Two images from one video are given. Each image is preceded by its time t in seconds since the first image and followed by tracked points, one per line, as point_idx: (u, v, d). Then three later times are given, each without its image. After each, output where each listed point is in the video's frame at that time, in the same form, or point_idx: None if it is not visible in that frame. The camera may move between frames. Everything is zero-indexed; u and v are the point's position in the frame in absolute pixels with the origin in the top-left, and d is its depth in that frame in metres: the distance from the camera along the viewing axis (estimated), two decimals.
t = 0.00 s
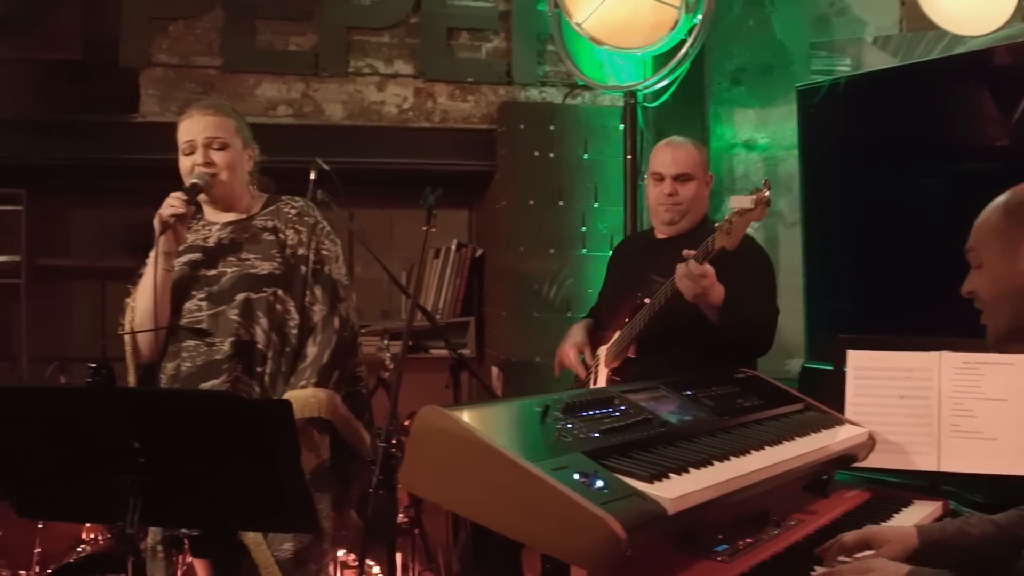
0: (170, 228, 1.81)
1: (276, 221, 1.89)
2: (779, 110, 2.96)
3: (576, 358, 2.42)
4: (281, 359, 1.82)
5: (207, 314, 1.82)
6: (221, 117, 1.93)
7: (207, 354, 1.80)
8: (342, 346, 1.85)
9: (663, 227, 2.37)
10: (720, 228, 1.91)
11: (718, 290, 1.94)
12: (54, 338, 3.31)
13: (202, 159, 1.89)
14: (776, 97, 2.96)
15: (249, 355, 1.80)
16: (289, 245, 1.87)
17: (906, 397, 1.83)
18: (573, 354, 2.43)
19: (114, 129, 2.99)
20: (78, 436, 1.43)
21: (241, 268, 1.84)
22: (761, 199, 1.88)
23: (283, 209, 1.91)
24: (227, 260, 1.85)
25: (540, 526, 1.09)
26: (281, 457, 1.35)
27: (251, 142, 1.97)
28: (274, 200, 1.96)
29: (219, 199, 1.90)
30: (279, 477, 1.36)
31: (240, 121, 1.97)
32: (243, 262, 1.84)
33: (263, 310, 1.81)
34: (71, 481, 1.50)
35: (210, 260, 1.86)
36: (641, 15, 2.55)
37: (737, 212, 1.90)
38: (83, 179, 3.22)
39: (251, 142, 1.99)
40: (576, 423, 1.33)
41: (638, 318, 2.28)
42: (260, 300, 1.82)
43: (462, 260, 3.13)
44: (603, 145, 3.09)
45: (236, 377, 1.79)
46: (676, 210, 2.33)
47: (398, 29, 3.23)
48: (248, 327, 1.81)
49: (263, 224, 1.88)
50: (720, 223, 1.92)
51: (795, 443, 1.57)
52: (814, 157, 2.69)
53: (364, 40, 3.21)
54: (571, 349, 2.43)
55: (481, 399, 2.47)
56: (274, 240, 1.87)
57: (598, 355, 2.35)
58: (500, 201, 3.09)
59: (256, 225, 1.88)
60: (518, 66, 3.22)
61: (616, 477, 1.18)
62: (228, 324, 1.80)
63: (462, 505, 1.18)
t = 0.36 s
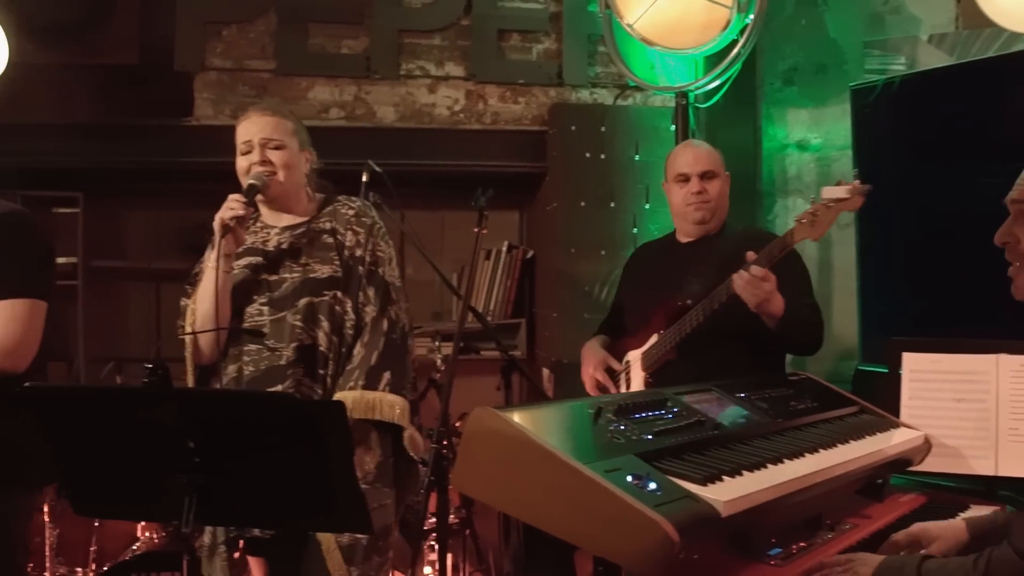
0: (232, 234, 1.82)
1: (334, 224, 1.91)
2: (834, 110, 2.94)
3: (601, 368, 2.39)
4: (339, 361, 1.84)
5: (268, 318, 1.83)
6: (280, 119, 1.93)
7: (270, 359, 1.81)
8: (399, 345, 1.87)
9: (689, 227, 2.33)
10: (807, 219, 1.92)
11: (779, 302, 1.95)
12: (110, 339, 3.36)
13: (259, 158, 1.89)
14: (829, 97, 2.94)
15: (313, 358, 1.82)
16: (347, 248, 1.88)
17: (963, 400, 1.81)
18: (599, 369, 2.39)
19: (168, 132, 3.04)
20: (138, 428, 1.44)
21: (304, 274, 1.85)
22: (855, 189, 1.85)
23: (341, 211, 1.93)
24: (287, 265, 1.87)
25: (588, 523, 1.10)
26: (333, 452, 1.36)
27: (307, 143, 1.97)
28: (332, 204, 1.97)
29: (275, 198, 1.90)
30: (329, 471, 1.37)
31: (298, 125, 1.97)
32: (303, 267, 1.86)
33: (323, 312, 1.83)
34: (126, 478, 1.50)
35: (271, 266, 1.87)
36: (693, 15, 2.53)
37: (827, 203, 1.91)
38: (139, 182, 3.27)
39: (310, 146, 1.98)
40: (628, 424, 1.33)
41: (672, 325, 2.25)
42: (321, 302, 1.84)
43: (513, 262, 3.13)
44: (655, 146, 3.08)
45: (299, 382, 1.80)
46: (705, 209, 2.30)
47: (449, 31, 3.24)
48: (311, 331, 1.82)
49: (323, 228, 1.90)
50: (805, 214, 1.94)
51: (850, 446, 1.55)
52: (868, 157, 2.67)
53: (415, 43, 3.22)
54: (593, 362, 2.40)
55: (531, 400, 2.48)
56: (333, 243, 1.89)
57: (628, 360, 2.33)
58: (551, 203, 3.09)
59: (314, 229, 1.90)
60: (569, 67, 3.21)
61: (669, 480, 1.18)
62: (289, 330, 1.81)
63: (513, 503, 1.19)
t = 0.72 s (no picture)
0: (280, 229, 1.85)
1: (396, 225, 1.88)
2: (882, 110, 2.87)
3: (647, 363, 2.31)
4: (390, 360, 1.81)
5: (315, 307, 1.84)
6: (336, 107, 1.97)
7: (318, 348, 1.80)
8: (466, 361, 1.84)
9: (734, 226, 2.34)
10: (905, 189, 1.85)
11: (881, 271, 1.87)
12: (161, 339, 3.40)
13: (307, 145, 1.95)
14: (879, 97, 2.88)
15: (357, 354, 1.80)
16: (406, 253, 1.86)
17: (1014, 403, 1.78)
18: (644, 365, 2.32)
19: (215, 135, 3.08)
20: (187, 427, 1.45)
21: (354, 268, 1.84)
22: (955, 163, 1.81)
23: (403, 215, 1.90)
24: (339, 257, 1.86)
25: (634, 524, 1.10)
26: (380, 448, 1.36)
27: (375, 137, 1.98)
28: (393, 203, 1.94)
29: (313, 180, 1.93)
30: (376, 466, 1.37)
31: (361, 114, 1.98)
32: (353, 261, 1.84)
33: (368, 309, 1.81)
34: (178, 479, 1.52)
35: (322, 256, 1.89)
36: (740, 15, 2.52)
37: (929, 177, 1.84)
38: (188, 184, 3.30)
39: (370, 133, 1.97)
40: (677, 426, 1.32)
41: (724, 325, 2.21)
42: (373, 300, 1.82)
43: (560, 263, 3.13)
44: (702, 147, 3.07)
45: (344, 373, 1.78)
46: (751, 206, 2.31)
47: (495, 33, 3.24)
48: (355, 327, 1.80)
49: (379, 228, 1.87)
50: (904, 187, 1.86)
51: (899, 450, 1.54)
52: (917, 157, 2.63)
53: (461, 45, 3.23)
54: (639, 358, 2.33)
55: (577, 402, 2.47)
56: (389, 245, 1.86)
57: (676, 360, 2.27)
58: (598, 204, 3.09)
59: (371, 226, 1.88)
60: (616, 68, 3.20)
61: (718, 483, 1.17)
62: (335, 322, 1.80)
63: (559, 504, 1.19)
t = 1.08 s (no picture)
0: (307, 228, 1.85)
1: (425, 223, 1.74)
2: (925, 111, 2.83)
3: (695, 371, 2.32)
4: (415, 367, 1.66)
5: (345, 309, 1.76)
6: (377, 107, 1.83)
7: (345, 351, 1.72)
8: (485, 369, 1.67)
9: (779, 233, 2.33)
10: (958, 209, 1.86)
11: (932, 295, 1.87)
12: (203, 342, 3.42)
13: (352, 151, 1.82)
14: (921, 98, 2.84)
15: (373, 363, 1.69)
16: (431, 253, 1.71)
17: None
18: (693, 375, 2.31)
19: (256, 139, 3.10)
20: (230, 429, 1.46)
21: (378, 269, 1.73)
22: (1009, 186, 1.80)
23: (434, 212, 1.75)
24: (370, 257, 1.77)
25: (674, 528, 1.09)
26: (422, 450, 1.36)
27: (419, 133, 1.85)
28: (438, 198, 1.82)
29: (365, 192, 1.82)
30: (417, 466, 1.37)
31: (403, 110, 1.84)
32: (380, 262, 1.74)
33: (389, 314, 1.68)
34: (221, 480, 1.53)
35: (357, 257, 1.81)
36: (779, 17, 2.51)
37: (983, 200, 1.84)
38: (229, 187, 3.33)
39: (414, 131, 1.84)
40: (717, 430, 1.31)
41: (774, 333, 2.22)
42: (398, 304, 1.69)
43: (599, 267, 3.13)
44: (742, 149, 3.06)
45: (363, 377, 1.68)
46: (795, 214, 2.29)
47: (534, 36, 3.24)
48: (377, 331, 1.69)
49: (411, 225, 1.75)
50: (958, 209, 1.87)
51: (943, 454, 1.53)
52: (959, 158, 2.61)
53: (500, 48, 3.23)
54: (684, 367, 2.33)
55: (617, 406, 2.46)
56: (416, 244, 1.72)
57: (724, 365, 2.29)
58: (638, 206, 3.08)
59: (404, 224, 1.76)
60: (655, 71, 3.19)
61: (759, 486, 1.17)
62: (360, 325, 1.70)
63: (599, 509, 1.18)
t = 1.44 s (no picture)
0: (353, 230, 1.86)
1: (453, 226, 1.72)
2: (964, 112, 2.79)
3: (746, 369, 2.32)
4: (451, 376, 1.65)
5: (381, 312, 1.76)
6: (426, 104, 1.80)
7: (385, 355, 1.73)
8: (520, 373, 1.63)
9: (845, 231, 2.27)
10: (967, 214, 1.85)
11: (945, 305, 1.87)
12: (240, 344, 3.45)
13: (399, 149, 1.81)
14: (961, 98, 2.80)
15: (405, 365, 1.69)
16: (460, 257, 1.68)
17: None
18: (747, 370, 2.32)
19: (294, 142, 3.13)
20: (269, 430, 1.47)
21: (407, 274, 1.73)
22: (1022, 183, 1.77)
23: (463, 214, 1.72)
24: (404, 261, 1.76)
25: (712, 531, 1.09)
26: (462, 452, 1.36)
27: (464, 131, 1.80)
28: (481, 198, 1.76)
29: (408, 194, 1.81)
30: (457, 468, 1.38)
31: (454, 108, 1.79)
32: (409, 266, 1.73)
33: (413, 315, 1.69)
34: (259, 480, 1.54)
35: (396, 259, 1.80)
36: (816, 18, 2.49)
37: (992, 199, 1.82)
38: (266, 190, 3.35)
39: (463, 129, 1.79)
40: (756, 433, 1.31)
41: (820, 330, 2.21)
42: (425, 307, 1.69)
43: (635, 269, 3.13)
44: (779, 151, 3.04)
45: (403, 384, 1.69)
46: (862, 213, 2.23)
47: (569, 38, 3.23)
48: (409, 337, 1.69)
49: (441, 227, 1.73)
50: (968, 213, 1.86)
51: (983, 459, 1.51)
52: (1000, 159, 2.58)
53: (536, 50, 3.23)
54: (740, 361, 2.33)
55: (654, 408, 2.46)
56: (443, 246, 1.70)
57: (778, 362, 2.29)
58: (673, 209, 3.08)
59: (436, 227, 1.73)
60: (691, 72, 3.18)
61: (798, 490, 1.16)
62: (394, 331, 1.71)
63: (638, 511, 1.18)
